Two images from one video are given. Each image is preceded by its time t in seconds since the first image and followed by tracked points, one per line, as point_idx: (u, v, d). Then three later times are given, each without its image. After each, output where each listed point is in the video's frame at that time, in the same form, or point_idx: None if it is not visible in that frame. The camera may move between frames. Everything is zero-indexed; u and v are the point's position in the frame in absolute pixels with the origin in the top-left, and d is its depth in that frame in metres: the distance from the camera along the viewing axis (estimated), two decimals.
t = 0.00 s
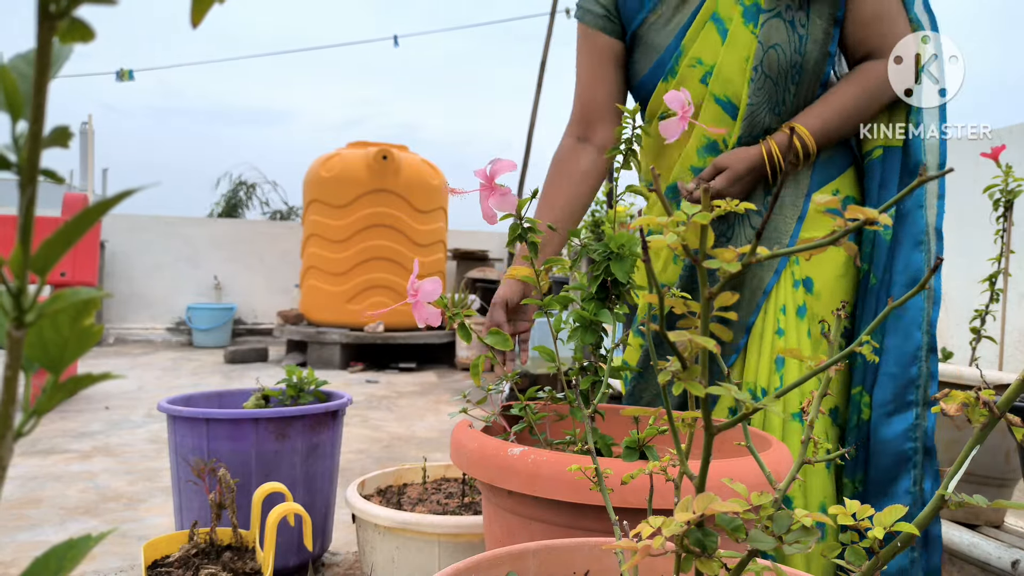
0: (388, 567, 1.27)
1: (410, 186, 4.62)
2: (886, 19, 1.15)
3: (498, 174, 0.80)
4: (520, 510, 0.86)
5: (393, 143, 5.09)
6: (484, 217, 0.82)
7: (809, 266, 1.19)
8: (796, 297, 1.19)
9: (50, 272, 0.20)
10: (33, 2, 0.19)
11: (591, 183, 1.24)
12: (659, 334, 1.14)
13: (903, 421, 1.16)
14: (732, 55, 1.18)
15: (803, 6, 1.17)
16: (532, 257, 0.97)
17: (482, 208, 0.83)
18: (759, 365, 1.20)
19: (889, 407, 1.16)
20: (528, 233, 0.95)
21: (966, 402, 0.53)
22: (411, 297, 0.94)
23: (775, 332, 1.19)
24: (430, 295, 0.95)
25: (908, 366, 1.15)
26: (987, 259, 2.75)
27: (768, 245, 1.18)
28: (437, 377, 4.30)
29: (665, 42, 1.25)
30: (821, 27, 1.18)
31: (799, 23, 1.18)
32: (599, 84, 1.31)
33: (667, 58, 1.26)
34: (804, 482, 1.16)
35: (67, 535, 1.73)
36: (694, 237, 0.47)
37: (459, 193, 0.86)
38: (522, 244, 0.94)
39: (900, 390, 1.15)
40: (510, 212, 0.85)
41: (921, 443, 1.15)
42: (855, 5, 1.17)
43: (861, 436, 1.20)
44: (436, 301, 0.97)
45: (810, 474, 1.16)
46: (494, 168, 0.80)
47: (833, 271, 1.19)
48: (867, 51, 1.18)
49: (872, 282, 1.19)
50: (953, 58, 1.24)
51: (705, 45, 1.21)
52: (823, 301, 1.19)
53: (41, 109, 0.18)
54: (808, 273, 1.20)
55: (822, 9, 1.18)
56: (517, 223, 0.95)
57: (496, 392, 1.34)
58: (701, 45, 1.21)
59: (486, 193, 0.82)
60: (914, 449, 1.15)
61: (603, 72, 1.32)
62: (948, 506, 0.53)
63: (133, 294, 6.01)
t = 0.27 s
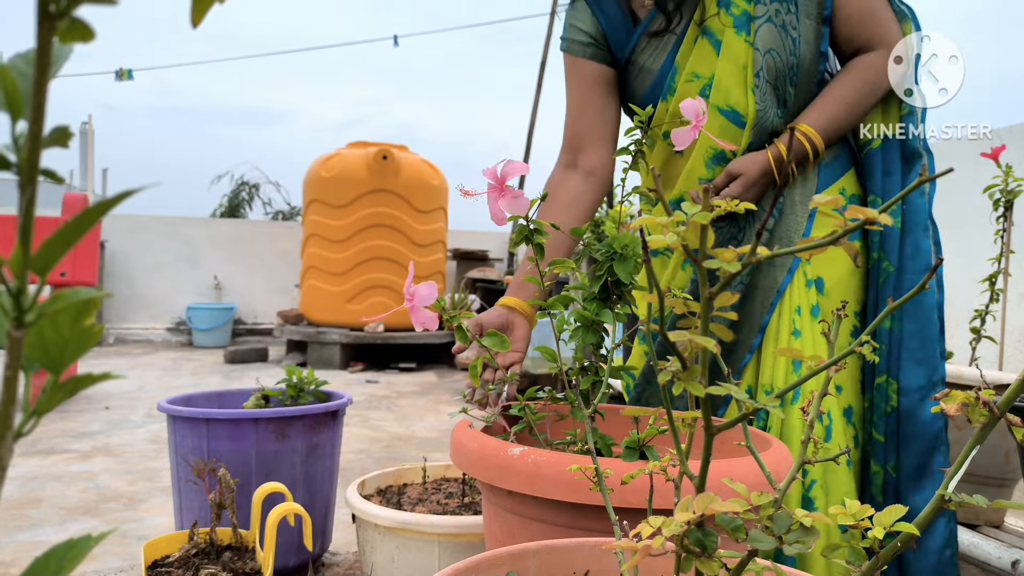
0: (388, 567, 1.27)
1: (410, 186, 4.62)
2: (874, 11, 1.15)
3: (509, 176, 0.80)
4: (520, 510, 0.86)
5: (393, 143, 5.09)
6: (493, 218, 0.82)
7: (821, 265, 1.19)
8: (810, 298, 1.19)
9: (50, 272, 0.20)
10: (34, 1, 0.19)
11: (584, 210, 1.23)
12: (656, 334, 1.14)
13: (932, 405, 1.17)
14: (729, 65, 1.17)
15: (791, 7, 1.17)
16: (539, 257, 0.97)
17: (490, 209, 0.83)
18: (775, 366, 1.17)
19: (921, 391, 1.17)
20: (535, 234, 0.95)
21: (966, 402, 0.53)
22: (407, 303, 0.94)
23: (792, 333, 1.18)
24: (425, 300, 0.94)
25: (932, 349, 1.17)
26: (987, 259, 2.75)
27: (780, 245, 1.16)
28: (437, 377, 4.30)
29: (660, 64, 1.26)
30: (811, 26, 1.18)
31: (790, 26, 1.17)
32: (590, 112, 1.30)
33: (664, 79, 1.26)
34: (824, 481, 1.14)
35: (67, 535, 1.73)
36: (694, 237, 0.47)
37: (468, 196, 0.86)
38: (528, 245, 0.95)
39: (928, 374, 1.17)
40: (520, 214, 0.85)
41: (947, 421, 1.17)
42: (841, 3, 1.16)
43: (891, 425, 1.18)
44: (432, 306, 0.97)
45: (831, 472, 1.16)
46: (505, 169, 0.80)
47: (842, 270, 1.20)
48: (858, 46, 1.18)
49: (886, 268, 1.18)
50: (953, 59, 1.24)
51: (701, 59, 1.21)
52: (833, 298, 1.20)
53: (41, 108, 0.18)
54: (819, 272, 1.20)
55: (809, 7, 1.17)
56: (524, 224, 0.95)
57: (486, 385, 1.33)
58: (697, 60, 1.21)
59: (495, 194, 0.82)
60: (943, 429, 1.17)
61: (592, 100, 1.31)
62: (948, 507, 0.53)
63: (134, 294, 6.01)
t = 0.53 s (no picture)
0: (388, 567, 1.27)
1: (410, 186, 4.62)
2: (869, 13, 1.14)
3: (502, 172, 0.80)
4: (520, 510, 0.86)
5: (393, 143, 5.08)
6: (487, 215, 0.82)
7: (811, 264, 1.20)
8: (799, 297, 1.19)
9: (49, 271, 0.20)
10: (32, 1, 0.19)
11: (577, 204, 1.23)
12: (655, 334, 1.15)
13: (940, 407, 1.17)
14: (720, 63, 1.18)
15: (785, 6, 1.17)
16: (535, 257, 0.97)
17: (484, 206, 0.83)
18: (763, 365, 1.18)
19: (929, 391, 1.17)
20: (531, 232, 0.95)
21: (966, 402, 0.53)
22: (409, 299, 0.94)
23: (779, 331, 1.18)
24: (427, 297, 0.95)
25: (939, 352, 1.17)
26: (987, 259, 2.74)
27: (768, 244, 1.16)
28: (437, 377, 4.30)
29: (653, 59, 1.27)
30: (805, 27, 1.17)
31: (783, 25, 1.17)
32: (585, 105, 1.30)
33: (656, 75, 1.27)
34: (813, 481, 1.15)
35: (67, 535, 1.73)
36: (694, 237, 0.47)
37: (461, 190, 0.86)
38: (525, 243, 0.95)
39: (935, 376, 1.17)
40: (515, 211, 0.85)
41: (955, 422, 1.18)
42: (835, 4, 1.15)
43: (896, 428, 1.18)
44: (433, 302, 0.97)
45: (826, 473, 1.16)
46: (498, 166, 0.80)
47: (833, 269, 1.21)
48: (849, 50, 1.18)
49: (876, 270, 1.18)
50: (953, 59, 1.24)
51: (694, 55, 1.22)
52: (823, 298, 1.20)
53: (40, 108, 0.18)
54: (809, 271, 1.20)
55: (802, 8, 1.16)
56: (520, 222, 0.95)
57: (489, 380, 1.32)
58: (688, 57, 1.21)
59: (490, 190, 0.82)
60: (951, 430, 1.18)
61: (588, 93, 1.31)
62: (949, 505, 0.53)
63: (133, 294, 6.01)
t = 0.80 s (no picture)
0: (388, 567, 1.27)
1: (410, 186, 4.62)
2: (867, 15, 1.14)
3: (506, 178, 0.80)
4: (520, 510, 0.86)
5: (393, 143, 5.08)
6: (491, 221, 0.82)
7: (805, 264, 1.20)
8: (792, 296, 1.20)
9: (50, 272, 0.20)
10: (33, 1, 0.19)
11: (577, 191, 1.23)
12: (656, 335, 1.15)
13: (915, 411, 1.17)
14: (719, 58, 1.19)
15: (785, 5, 1.17)
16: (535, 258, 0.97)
17: (489, 212, 0.83)
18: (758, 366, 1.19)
19: (904, 396, 1.17)
20: (533, 236, 0.95)
21: (966, 402, 0.53)
22: (409, 301, 0.95)
23: (773, 330, 1.18)
24: (427, 299, 0.95)
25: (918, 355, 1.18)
26: (987, 259, 2.74)
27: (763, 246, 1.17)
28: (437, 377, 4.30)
29: (652, 50, 1.27)
30: (804, 27, 1.17)
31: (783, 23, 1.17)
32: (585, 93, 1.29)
33: (654, 66, 1.27)
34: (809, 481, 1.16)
35: (67, 535, 1.73)
36: (693, 237, 0.47)
37: (465, 198, 0.85)
38: (526, 246, 0.95)
39: (911, 379, 1.17)
40: (518, 216, 0.85)
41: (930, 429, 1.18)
42: (835, 4, 1.15)
43: (869, 431, 1.18)
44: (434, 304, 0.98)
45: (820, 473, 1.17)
46: (503, 171, 0.80)
47: (826, 269, 1.20)
48: (848, 52, 1.17)
49: (864, 271, 1.18)
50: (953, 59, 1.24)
51: (692, 48, 1.22)
52: (817, 298, 1.20)
53: (40, 108, 0.18)
54: (802, 271, 1.20)
55: (803, 8, 1.16)
56: (522, 225, 0.95)
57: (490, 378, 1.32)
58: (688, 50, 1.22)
59: (493, 197, 0.82)
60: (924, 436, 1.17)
61: (588, 82, 1.31)
62: (947, 506, 0.53)
63: (133, 294, 6.01)
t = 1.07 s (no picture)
0: (388, 567, 1.27)
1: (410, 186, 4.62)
2: (868, 12, 1.14)
3: (504, 174, 0.80)
4: (520, 510, 0.86)
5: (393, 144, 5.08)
6: (489, 216, 0.82)
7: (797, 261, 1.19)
8: (783, 292, 1.19)
9: (49, 272, 0.20)
10: None
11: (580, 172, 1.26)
12: (657, 335, 1.15)
13: (883, 411, 1.17)
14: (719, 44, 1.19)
15: None
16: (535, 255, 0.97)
17: (486, 207, 0.83)
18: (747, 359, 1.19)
19: (874, 396, 1.17)
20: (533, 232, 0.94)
21: (966, 402, 0.53)
22: (425, 287, 0.94)
23: (762, 326, 1.18)
24: (445, 284, 0.95)
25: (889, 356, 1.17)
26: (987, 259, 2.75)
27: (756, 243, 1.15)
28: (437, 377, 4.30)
29: (653, 33, 1.27)
30: (805, 21, 1.15)
31: (785, 13, 1.16)
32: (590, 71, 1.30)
33: (656, 44, 1.27)
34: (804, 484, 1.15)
35: (67, 535, 1.73)
36: (694, 237, 0.47)
37: (462, 192, 0.86)
38: (526, 244, 0.94)
39: (881, 381, 1.17)
40: (516, 211, 0.85)
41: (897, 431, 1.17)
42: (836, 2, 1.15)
43: (843, 429, 1.19)
44: (448, 292, 0.97)
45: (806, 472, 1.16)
46: (499, 168, 0.80)
47: (818, 268, 1.20)
48: (848, 50, 1.17)
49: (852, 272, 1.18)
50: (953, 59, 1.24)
51: (694, 33, 1.22)
52: (808, 296, 1.20)
53: (40, 108, 0.18)
54: (793, 268, 1.19)
55: (806, 1, 1.14)
56: (522, 223, 0.94)
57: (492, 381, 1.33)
58: (690, 34, 1.22)
59: (492, 192, 0.82)
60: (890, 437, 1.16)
61: (595, 61, 1.31)
62: (947, 506, 0.53)
63: (133, 294, 6.01)
